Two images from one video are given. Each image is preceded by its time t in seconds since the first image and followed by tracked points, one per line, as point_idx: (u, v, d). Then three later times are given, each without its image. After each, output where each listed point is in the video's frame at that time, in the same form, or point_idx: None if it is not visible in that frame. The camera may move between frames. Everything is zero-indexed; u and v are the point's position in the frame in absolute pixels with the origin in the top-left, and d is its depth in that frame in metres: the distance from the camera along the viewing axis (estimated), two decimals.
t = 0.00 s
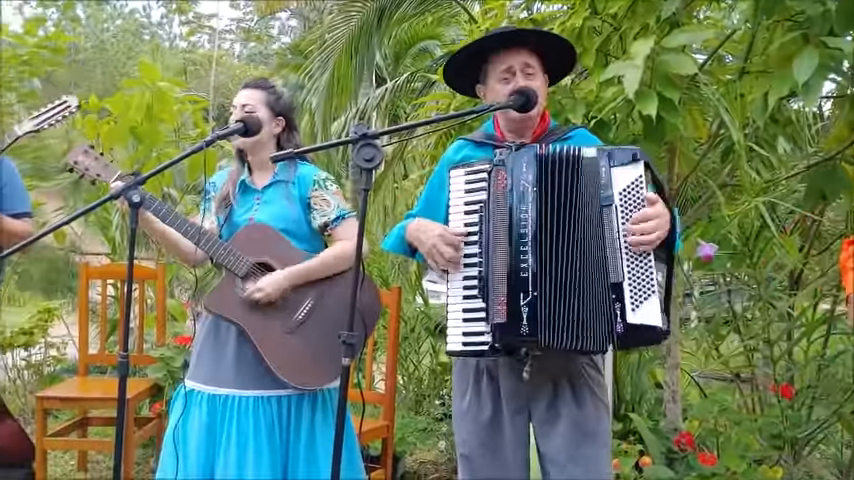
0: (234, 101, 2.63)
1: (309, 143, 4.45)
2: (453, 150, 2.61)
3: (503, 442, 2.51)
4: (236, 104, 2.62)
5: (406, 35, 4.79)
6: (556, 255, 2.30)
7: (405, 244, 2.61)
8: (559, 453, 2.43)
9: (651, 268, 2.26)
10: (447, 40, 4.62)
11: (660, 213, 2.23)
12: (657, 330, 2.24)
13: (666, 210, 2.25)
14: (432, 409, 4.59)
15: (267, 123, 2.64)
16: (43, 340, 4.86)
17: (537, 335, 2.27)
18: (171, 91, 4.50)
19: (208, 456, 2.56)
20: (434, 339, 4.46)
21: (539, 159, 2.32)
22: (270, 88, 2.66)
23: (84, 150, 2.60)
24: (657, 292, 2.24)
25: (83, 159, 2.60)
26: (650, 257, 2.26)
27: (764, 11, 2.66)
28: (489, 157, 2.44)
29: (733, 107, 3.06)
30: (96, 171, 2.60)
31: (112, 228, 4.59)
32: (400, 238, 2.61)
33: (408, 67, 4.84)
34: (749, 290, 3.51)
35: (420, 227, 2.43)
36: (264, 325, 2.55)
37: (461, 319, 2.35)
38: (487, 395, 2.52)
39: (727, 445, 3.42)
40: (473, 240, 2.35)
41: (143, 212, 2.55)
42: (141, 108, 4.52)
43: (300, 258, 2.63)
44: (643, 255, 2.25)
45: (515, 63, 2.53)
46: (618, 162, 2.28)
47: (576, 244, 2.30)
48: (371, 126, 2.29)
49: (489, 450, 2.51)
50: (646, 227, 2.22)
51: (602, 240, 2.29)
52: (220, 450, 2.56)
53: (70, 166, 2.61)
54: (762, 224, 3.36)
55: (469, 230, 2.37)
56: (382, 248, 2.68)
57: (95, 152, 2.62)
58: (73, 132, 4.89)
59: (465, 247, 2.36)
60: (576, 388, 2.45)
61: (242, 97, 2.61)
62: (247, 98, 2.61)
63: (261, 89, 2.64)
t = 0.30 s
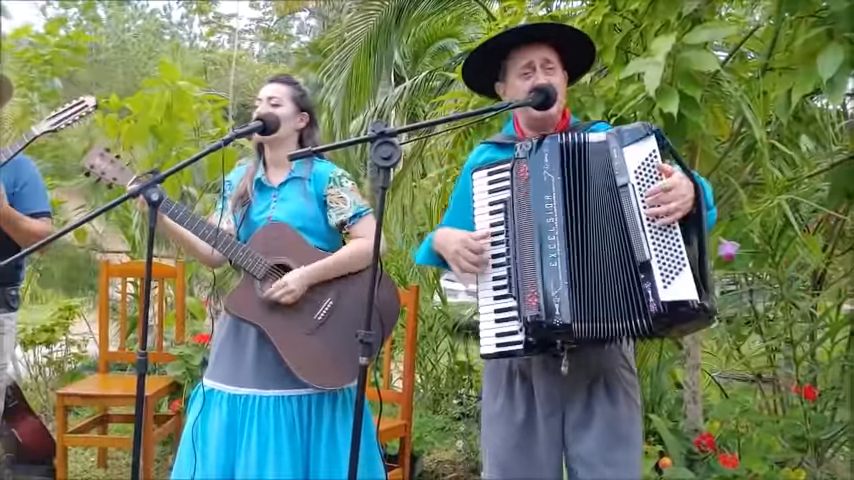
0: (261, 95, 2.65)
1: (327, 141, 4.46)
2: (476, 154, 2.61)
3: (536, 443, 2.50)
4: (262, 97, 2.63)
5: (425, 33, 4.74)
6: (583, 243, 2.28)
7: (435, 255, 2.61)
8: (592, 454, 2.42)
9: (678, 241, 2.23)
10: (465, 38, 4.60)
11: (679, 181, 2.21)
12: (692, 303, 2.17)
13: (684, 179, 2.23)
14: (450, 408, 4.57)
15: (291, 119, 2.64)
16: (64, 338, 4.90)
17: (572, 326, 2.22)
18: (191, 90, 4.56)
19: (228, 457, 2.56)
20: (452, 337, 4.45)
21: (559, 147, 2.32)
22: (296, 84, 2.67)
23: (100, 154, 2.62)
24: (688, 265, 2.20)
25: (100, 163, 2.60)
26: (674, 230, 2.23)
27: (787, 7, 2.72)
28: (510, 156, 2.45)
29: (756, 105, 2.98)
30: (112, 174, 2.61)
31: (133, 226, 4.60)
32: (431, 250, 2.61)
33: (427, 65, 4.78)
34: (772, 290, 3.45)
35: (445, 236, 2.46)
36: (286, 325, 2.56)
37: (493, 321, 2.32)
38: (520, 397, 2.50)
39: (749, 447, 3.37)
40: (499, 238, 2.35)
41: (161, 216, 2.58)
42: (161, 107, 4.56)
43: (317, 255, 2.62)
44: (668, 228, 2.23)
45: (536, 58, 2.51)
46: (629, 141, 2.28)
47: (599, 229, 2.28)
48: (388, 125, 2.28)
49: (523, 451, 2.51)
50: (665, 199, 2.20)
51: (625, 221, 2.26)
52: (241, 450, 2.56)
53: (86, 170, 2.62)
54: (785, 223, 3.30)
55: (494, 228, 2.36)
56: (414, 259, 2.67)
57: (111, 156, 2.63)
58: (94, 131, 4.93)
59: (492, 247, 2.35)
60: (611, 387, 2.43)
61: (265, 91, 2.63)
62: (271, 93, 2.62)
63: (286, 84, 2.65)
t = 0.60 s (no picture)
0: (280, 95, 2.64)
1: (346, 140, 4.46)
2: (496, 157, 2.59)
3: (564, 444, 2.48)
4: (281, 98, 2.63)
5: (442, 33, 4.72)
6: (606, 239, 2.26)
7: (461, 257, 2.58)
8: (624, 455, 2.41)
9: (701, 232, 2.20)
10: (484, 37, 4.54)
11: (700, 172, 2.19)
12: (716, 295, 2.14)
13: (705, 170, 2.20)
14: (468, 408, 4.57)
15: (310, 119, 2.64)
16: (84, 336, 4.93)
17: (598, 323, 2.21)
18: (210, 89, 4.56)
19: (247, 456, 2.57)
20: (470, 337, 4.44)
21: (578, 143, 2.31)
22: (314, 83, 2.66)
23: (119, 152, 2.62)
24: (712, 256, 2.17)
25: (119, 161, 2.61)
26: (697, 222, 2.20)
27: (811, 5, 2.73)
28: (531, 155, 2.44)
29: (779, 102, 2.93)
30: (131, 173, 2.62)
31: (152, 225, 4.62)
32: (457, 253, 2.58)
33: (445, 64, 4.75)
34: (794, 289, 3.38)
35: (469, 234, 2.41)
36: (306, 325, 2.55)
37: (519, 323, 2.30)
38: (549, 399, 2.49)
39: (770, 449, 3.39)
40: (524, 239, 2.33)
41: (180, 214, 2.57)
42: (181, 106, 4.55)
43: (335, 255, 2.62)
44: (689, 220, 2.20)
45: (555, 56, 2.50)
46: (648, 133, 2.25)
47: (621, 224, 2.26)
48: (407, 123, 2.26)
49: (552, 453, 2.48)
50: (686, 189, 2.16)
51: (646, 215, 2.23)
52: (259, 449, 2.56)
53: (106, 168, 2.63)
54: (808, 221, 3.24)
55: (518, 228, 2.35)
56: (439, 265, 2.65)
57: (130, 154, 2.63)
58: (114, 130, 4.96)
59: (516, 248, 2.34)
60: (642, 387, 2.42)
61: (284, 91, 2.63)
62: (290, 93, 2.62)
63: (305, 83, 2.65)
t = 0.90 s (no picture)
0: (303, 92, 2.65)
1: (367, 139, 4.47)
2: (516, 150, 2.59)
3: (569, 443, 2.45)
4: (306, 96, 2.63)
5: (464, 32, 4.75)
6: (618, 247, 2.23)
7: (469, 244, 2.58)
8: (627, 455, 2.37)
9: (711, 256, 2.17)
10: (505, 36, 4.63)
11: (719, 197, 2.17)
12: (713, 321, 2.14)
13: (726, 196, 2.18)
14: (489, 408, 4.55)
15: (336, 117, 2.66)
16: (108, 334, 4.96)
17: (603, 330, 2.20)
18: (232, 89, 4.60)
19: (267, 455, 2.57)
20: (491, 336, 4.43)
21: (600, 147, 2.28)
22: (339, 82, 2.67)
23: (141, 148, 2.62)
24: (716, 282, 2.15)
25: (141, 157, 2.61)
26: (708, 245, 2.18)
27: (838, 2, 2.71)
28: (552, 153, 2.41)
29: (805, 100, 2.88)
30: (153, 169, 2.62)
31: (175, 224, 4.60)
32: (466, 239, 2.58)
33: (466, 63, 4.81)
34: (820, 290, 3.39)
35: (483, 227, 2.42)
36: (323, 324, 2.55)
37: (524, 319, 2.30)
38: (553, 396, 2.47)
39: (796, 451, 3.32)
40: (536, 236, 2.31)
41: (200, 212, 2.56)
42: (203, 106, 4.57)
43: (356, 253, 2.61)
44: (701, 242, 2.18)
45: (579, 53, 2.48)
46: (677, 147, 2.22)
47: (634, 233, 2.23)
48: (429, 121, 2.25)
49: (555, 451, 2.46)
50: (704, 212, 2.14)
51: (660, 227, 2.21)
52: (279, 449, 2.56)
53: (127, 163, 2.62)
54: (836, 221, 3.18)
55: (531, 225, 2.33)
56: (447, 249, 2.66)
57: (152, 150, 2.63)
58: (137, 130, 4.99)
59: (528, 244, 2.33)
60: (647, 390, 2.39)
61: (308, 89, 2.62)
62: (315, 91, 2.62)
63: (330, 82, 2.65)
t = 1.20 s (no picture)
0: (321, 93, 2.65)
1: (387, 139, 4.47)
2: (538, 146, 2.57)
3: (587, 442, 2.45)
4: (328, 96, 2.61)
5: (484, 30, 4.72)
6: (640, 252, 2.21)
7: (486, 239, 2.57)
8: (647, 455, 2.35)
9: (730, 265, 2.17)
10: (526, 34, 4.58)
11: (743, 206, 2.15)
12: (730, 332, 2.13)
13: (751, 205, 2.16)
14: (510, 408, 4.53)
15: (356, 118, 2.64)
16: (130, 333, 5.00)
17: (624, 335, 2.19)
18: (253, 89, 4.63)
19: (288, 455, 2.57)
20: (512, 336, 4.44)
21: (626, 150, 2.25)
22: (360, 82, 2.66)
23: (163, 149, 2.64)
24: (735, 292, 2.15)
25: (163, 157, 2.62)
26: (729, 255, 2.17)
27: None
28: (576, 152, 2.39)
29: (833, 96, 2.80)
30: (174, 169, 2.64)
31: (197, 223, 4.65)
32: (483, 236, 2.58)
33: (486, 61, 4.81)
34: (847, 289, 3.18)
35: (502, 224, 2.40)
36: (344, 324, 2.54)
37: (544, 318, 2.30)
38: (572, 396, 2.46)
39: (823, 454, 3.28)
40: (557, 236, 2.32)
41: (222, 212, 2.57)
42: (224, 105, 4.65)
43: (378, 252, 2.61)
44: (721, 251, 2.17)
45: (605, 52, 2.46)
46: (703, 154, 2.21)
47: (657, 238, 2.22)
48: (451, 120, 2.24)
49: (573, 450, 2.46)
50: (726, 220, 2.13)
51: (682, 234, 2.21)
52: (301, 448, 2.56)
53: (150, 164, 2.64)
54: None
55: (553, 225, 2.33)
56: (462, 245, 2.65)
57: (173, 151, 2.65)
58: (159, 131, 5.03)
59: (549, 243, 2.32)
60: (668, 393, 2.35)
61: (328, 88, 2.61)
62: (335, 91, 2.60)
63: (351, 82, 2.64)
